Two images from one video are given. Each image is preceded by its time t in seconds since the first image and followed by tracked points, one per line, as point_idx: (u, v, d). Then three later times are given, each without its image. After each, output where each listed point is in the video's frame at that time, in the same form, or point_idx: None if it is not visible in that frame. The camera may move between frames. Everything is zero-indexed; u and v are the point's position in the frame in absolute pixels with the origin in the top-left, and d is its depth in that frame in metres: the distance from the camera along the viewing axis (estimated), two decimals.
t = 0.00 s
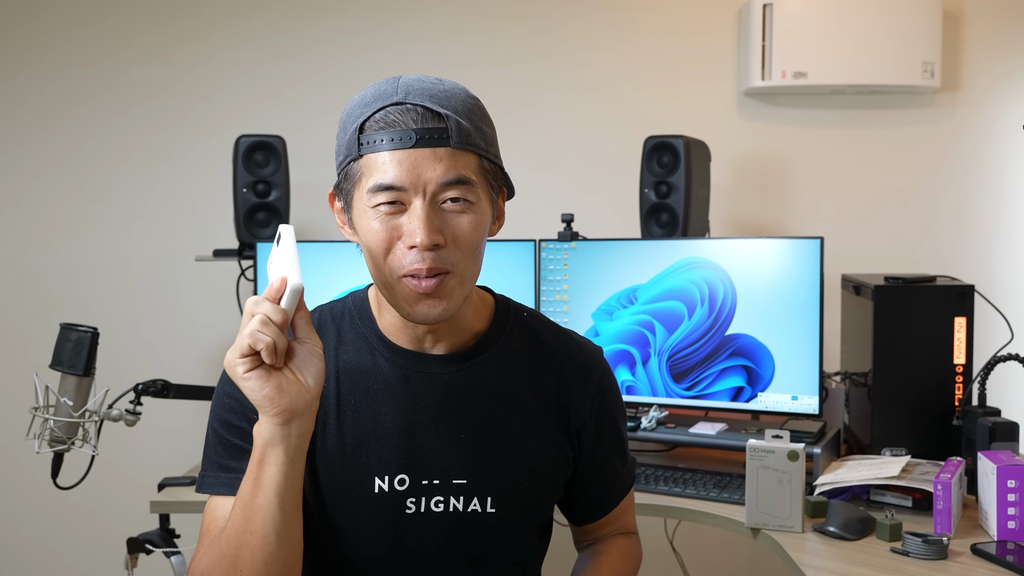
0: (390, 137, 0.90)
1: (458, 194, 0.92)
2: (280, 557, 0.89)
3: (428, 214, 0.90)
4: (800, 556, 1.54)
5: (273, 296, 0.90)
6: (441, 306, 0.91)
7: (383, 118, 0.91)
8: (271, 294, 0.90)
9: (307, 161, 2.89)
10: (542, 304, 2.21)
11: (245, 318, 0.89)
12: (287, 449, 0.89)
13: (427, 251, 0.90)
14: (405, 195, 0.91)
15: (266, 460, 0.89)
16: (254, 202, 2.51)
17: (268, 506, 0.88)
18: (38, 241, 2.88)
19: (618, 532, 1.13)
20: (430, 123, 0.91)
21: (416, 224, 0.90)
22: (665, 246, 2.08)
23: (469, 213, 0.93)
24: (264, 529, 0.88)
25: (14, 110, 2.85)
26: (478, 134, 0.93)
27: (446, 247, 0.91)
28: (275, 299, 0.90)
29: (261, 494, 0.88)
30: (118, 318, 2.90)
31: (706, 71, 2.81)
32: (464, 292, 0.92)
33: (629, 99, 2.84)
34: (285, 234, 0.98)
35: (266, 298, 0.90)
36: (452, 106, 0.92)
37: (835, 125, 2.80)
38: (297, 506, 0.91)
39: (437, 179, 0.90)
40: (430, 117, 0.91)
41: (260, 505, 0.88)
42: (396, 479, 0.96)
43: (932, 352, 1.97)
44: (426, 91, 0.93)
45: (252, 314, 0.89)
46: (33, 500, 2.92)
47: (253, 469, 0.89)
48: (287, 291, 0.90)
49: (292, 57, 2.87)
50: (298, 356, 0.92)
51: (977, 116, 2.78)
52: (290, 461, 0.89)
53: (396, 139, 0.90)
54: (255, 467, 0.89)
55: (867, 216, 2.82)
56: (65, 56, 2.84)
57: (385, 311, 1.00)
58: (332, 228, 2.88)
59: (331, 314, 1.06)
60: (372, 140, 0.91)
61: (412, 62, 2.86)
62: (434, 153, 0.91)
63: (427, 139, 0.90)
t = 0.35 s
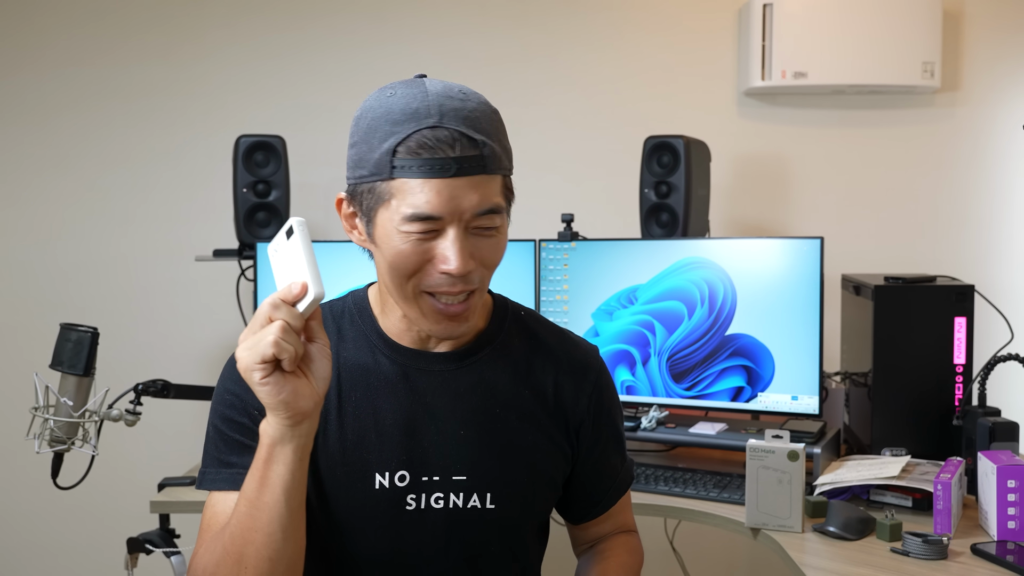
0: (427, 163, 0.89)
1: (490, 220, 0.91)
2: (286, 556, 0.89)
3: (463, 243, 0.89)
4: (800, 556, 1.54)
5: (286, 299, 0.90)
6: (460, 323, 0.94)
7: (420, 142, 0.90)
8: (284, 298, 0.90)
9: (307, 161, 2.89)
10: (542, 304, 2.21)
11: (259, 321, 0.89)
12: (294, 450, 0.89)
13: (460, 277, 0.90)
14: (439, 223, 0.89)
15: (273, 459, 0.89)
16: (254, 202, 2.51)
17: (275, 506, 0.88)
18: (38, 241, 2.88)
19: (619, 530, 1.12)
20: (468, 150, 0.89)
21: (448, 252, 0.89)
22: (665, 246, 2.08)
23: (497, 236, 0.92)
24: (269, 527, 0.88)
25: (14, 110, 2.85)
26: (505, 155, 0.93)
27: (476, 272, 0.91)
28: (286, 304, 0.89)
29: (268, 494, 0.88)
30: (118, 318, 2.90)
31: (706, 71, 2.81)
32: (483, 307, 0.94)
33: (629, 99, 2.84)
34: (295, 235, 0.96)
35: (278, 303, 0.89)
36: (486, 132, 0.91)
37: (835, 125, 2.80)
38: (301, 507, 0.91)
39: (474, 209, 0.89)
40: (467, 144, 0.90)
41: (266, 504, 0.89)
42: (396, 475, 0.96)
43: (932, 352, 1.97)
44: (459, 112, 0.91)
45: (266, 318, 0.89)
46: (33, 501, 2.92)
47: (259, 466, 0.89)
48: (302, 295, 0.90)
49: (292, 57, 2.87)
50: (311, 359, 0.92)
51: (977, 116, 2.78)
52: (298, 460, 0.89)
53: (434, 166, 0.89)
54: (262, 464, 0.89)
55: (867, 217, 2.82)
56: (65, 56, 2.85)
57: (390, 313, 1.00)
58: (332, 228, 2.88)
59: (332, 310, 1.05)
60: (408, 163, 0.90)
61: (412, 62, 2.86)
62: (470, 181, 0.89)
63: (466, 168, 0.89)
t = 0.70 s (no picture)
0: (528, 164, 1.01)
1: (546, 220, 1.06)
2: None
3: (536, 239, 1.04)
4: (800, 556, 1.53)
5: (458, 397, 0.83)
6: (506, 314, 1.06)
7: (523, 144, 1.01)
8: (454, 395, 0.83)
9: (307, 160, 2.89)
10: (542, 305, 2.21)
11: (419, 403, 0.82)
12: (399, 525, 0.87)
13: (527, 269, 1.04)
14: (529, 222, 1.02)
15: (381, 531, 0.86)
16: (254, 202, 2.51)
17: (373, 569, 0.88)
18: (38, 241, 2.88)
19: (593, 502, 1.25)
20: (549, 159, 1.04)
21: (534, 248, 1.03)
22: (665, 246, 2.08)
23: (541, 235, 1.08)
24: None
25: (14, 110, 2.85)
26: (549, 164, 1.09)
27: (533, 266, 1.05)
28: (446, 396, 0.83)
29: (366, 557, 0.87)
30: (119, 318, 2.90)
31: (706, 71, 2.81)
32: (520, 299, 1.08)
33: (629, 99, 2.84)
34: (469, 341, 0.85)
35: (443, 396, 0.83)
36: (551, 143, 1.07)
37: (835, 124, 2.80)
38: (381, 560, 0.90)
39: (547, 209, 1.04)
40: (548, 154, 1.04)
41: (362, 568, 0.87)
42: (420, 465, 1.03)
43: (933, 352, 1.97)
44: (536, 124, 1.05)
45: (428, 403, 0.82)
46: (34, 500, 2.92)
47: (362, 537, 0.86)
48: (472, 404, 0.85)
49: (292, 57, 2.87)
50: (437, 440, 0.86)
51: (978, 116, 2.78)
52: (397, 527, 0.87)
53: (531, 170, 1.01)
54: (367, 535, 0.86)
55: (867, 216, 2.82)
56: (65, 55, 2.84)
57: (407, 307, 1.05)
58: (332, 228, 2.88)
59: (324, 316, 1.07)
60: (514, 162, 1.00)
61: (412, 62, 2.86)
62: (548, 184, 1.04)
63: (548, 173, 1.04)
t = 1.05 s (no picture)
0: (498, 122, 0.98)
1: (556, 175, 0.99)
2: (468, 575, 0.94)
3: (531, 192, 0.97)
4: (800, 556, 1.53)
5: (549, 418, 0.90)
6: (539, 278, 0.98)
7: (490, 105, 0.99)
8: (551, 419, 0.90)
9: (307, 161, 2.89)
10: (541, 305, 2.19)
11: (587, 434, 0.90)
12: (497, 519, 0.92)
13: (531, 225, 0.97)
14: (511, 174, 0.97)
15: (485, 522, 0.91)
16: (254, 202, 2.51)
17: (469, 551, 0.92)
18: (37, 241, 2.88)
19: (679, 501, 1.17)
20: (531, 110, 0.98)
21: (522, 201, 0.97)
22: (665, 246, 2.08)
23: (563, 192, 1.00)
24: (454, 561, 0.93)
25: (15, 109, 2.85)
26: (565, 121, 1.02)
27: (546, 223, 0.98)
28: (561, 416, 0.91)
29: (471, 539, 0.91)
30: (119, 318, 2.90)
31: (706, 71, 2.82)
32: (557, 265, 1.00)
33: (629, 99, 2.84)
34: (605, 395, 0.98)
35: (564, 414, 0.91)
36: (547, 97, 1.00)
37: (835, 125, 2.80)
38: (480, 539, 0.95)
39: (539, 160, 0.97)
40: (530, 105, 0.98)
41: (464, 546, 0.92)
42: (482, 439, 1.01)
43: (932, 352, 1.97)
44: (522, 80, 1.00)
45: (546, 419, 0.90)
46: (34, 501, 2.92)
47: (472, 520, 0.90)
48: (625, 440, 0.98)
49: (292, 57, 2.87)
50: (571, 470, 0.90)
51: (978, 117, 2.78)
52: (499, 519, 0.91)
53: (502, 124, 0.98)
54: (474, 518, 0.90)
55: (867, 217, 2.82)
56: (66, 55, 2.84)
57: (465, 290, 1.05)
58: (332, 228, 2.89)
59: (409, 295, 1.08)
60: (480, 123, 0.98)
61: (413, 62, 2.86)
62: (537, 135, 0.98)
63: (530, 123, 0.98)
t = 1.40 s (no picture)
0: (414, 120, 1.02)
1: (478, 161, 1.01)
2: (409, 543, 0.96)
3: (452, 181, 1.01)
4: (800, 556, 1.54)
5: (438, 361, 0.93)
6: (478, 262, 1.00)
7: (406, 107, 1.03)
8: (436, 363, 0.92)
9: (307, 161, 2.89)
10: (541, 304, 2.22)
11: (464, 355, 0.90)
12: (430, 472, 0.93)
13: (456, 213, 0.99)
14: (431, 168, 1.02)
15: (416, 476, 0.92)
16: (254, 202, 2.51)
17: (407, 520, 0.94)
18: (37, 241, 2.88)
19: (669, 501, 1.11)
20: (442, 102, 1.02)
21: (443, 191, 1.00)
22: (665, 246, 2.08)
23: (492, 176, 1.02)
24: (393, 530, 0.94)
25: (14, 109, 2.85)
26: (491, 106, 1.04)
27: (473, 209, 1.00)
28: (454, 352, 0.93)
29: (405, 503, 0.93)
30: (118, 318, 2.90)
31: (706, 71, 2.82)
32: (499, 249, 1.01)
33: (629, 99, 2.84)
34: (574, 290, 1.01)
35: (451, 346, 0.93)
36: (463, 86, 1.02)
37: (835, 124, 2.80)
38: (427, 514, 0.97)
39: (454, 149, 1.01)
40: (441, 97, 1.02)
41: (401, 512, 0.94)
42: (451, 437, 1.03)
43: (932, 352, 1.97)
44: (439, 76, 1.04)
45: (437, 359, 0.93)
46: (34, 501, 2.92)
47: (403, 478, 0.93)
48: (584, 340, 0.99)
49: (292, 57, 2.86)
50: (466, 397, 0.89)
51: (977, 117, 2.78)
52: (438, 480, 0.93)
53: (416, 121, 1.02)
54: (405, 478, 0.93)
55: (867, 216, 2.82)
56: (65, 55, 2.84)
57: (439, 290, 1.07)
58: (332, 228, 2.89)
59: (396, 296, 1.11)
60: (401, 126, 1.03)
61: (412, 61, 2.86)
62: (451, 126, 1.01)
63: (441, 115, 1.02)
